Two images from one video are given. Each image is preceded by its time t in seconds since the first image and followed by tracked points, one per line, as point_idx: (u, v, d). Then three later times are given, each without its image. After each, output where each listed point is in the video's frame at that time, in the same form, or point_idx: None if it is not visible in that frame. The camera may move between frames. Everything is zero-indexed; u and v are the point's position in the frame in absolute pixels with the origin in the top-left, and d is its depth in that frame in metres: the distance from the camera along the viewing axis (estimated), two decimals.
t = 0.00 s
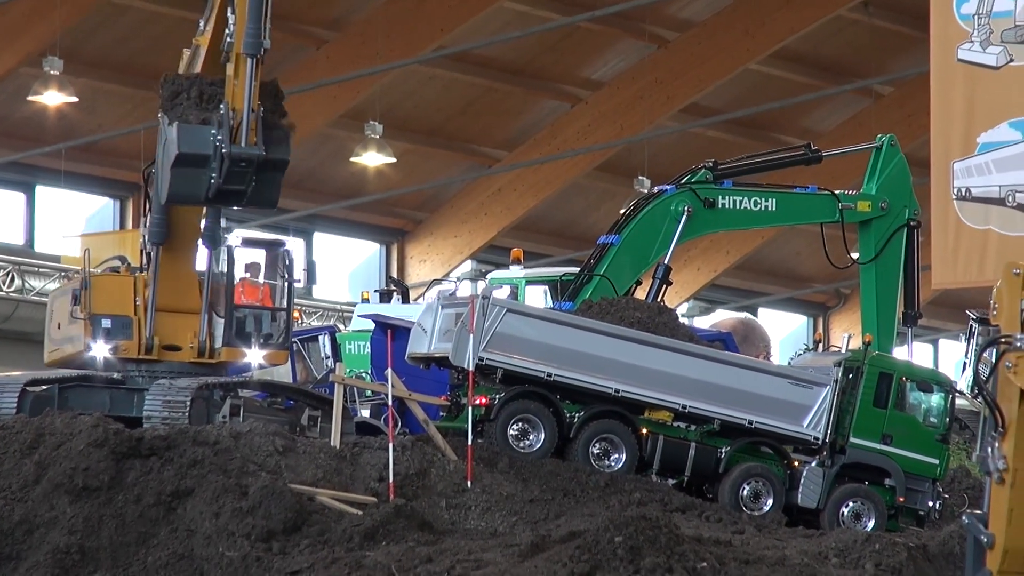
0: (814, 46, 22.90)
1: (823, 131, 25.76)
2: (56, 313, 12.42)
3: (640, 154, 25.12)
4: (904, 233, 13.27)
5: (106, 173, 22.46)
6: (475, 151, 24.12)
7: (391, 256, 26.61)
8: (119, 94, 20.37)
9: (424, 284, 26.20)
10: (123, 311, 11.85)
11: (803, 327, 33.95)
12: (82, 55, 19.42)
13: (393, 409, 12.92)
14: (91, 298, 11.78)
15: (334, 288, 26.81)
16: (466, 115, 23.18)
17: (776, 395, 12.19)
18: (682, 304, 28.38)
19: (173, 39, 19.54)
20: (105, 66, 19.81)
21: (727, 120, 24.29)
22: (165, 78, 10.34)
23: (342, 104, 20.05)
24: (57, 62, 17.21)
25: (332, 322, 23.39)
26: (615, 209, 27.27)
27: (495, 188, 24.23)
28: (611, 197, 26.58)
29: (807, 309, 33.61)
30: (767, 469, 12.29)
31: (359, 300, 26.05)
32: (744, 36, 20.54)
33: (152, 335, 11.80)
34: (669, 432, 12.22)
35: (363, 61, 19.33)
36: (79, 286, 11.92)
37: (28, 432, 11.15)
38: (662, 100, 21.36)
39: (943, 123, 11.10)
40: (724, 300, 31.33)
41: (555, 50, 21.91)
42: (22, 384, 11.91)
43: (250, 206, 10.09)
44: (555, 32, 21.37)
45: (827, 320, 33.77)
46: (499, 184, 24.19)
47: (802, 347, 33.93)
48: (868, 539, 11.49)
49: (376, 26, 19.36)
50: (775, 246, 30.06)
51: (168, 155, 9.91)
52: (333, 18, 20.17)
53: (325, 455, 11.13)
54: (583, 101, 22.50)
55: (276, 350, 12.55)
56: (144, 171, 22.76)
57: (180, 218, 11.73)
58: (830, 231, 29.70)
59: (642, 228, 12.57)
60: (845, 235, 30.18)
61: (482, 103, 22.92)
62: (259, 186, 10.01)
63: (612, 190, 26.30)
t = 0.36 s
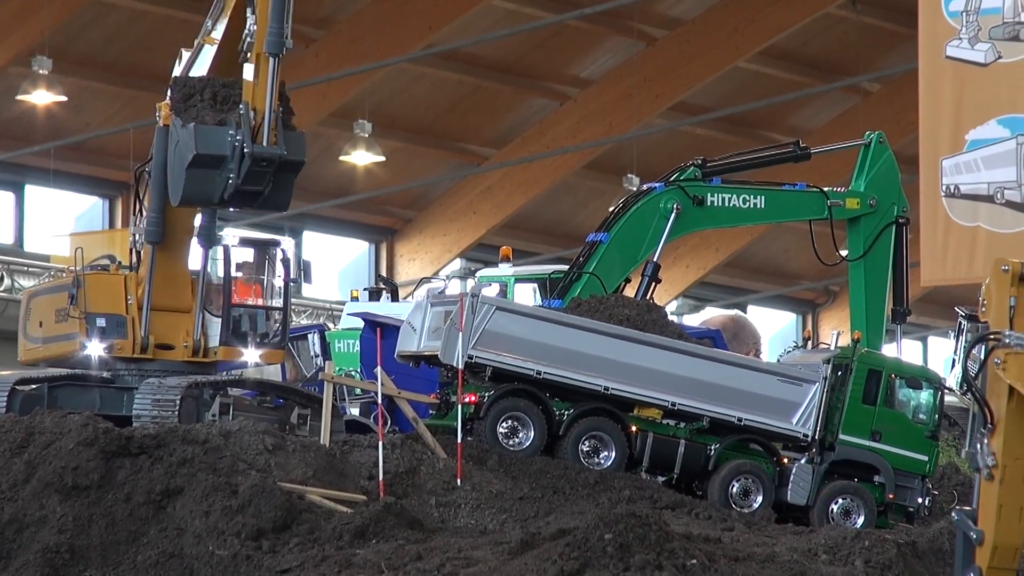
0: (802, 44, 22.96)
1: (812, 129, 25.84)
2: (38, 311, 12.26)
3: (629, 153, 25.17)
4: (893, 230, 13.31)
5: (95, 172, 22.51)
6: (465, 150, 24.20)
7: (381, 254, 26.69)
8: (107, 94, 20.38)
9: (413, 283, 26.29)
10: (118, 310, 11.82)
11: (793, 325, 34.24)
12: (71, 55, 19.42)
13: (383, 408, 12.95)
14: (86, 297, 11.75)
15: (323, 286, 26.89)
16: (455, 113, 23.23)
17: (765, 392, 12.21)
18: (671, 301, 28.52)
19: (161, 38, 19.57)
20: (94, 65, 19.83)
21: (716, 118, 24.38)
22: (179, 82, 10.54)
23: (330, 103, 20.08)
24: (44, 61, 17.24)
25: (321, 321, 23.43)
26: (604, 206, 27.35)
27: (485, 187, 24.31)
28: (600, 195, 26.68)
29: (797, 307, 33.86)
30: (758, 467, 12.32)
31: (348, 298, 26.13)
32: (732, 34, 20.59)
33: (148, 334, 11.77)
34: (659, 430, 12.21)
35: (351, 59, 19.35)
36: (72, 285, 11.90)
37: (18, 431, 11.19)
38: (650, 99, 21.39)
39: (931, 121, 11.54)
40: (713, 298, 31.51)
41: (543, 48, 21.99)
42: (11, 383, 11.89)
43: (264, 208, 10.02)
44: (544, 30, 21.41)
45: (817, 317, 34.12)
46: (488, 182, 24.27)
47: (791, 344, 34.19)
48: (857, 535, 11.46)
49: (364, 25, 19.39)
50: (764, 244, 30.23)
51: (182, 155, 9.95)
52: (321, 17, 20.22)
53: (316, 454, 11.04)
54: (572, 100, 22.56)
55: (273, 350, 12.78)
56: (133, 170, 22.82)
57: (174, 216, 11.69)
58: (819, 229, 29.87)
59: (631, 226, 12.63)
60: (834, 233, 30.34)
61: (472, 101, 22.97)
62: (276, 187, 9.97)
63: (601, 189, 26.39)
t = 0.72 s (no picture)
0: (793, 41, 23.00)
1: (802, 127, 25.92)
2: (23, 308, 12.18)
3: (620, 151, 25.22)
4: (884, 227, 13.33)
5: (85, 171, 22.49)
6: (456, 148, 24.26)
7: (371, 253, 26.72)
8: (98, 93, 20.37)
9: (404, 281, 26.32)
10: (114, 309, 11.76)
11: (784, 323, 34.46)
12: (62, 54, 19.39)
13: (373, 406, 12.97)
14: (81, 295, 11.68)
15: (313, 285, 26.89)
16: (446, 111, 23.26)
17: (756, 391, 12.24)
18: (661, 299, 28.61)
19: (152, 36, 19.57)
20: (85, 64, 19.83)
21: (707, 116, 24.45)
22: (195, 85, 10.61)
23: (321, 101, 20.08)
24: (35, 60, 17.22)
25: (312, 319, 23.42)
26: (595, 204, 27.41)
27: (476, 185, 24.37)
28: (591, 194, 26.74)
29: (788, 304, 34.06)
30: (748, 465, 12.37)
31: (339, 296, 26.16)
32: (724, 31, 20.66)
33: (145, 332, 11.76)
34: (650, 428, 12.24)
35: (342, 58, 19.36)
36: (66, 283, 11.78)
37: (7, 430, 11.10)
38: (641, 96, 21.44)
39: (922, 119, 11.60)
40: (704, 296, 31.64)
41: (534, 44, 22.04)
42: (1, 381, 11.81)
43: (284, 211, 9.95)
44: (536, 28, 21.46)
45: (808, 315, 34.34)
46: (480, 181, 24.33)
47: (783, 342, 34.39)
48: (847, 533, 11.44)
49: (355, 23, 19.41)
50: (755, 242, 30.37)
51: (199, 156, 9.90)
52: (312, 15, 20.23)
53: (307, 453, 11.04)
54: (563, 97, 22.63)
55: (268, 347, 12.95)
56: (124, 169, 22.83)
57: (170, 218, 11.50)
58: (810, 227, 29.99)
59: (622, 224, 12.66)
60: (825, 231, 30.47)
61: (464, 99, 23.01)
62: (297, 190, 9.89)
63: (592, 187, 26.45)
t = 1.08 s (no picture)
0: (786, 39, 23.05)
1: (794, 124, 26.00)
2: (14, 305, 12.36)
3: (613, 149, 25.29)
4: (876, 224, 13.41)
5: (77, 169, 22.49)
6: (450, 146, 24.32)
7: (364, 251, 26.77)
8: (91, 90, 20.35)
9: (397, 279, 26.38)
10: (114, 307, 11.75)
11: (777, 320, 34.63)
12: (55, 51, 19.37)
13: (366, 403, 13.02)
14: (80, 292, 11.75)
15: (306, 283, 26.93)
16: (439, 109, 23.28)
17: (747, 387, 12.32)
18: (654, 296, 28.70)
19: (144, 34, 19.55)
20: (79, 62, 19.82)
21: (699, 114, 24.53)
22: (209, 86, 10.24)
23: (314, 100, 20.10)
24: (28, 57, 17.20)
25: (305, 318, 23.45)
26: (588, 202, 27.48)
27: (469, 183, 24.42)
28: (584, 192, 26.81)
29: (780, 302, 34.24)
30: (741, 461, 12.39)
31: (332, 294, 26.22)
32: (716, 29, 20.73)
33: (145, 330, 11.74)
34: (642, 424, 12.30)
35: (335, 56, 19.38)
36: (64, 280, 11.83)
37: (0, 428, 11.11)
38: (634, 94, 21.51)
39: (915, 117, 11.71)
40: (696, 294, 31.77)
41: (526, 42, 22.07)
42: None
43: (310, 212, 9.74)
44: (529, 26, 21.50)
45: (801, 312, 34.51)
46: (472, 179, 24.38)
47: (775, 339, 34.57)
48: (840, 529, 11.42)
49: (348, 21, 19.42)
50: (747, 239, 30.50)
51: (224, 156, 9.67)
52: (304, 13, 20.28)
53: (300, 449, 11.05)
54: (555, 95, 22.69)
55: (267, 347, 12.82)
56: (117, 167, 22.83)
57: (171, 217, 11.52)
58: (802, 224, 30.11)
59: (614, 221, 12.71)
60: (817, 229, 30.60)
61: (457, 97, 23.04)
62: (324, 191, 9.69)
63: (585, 185, 26.52)
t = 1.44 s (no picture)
0: (778, 36, 23.04)
1: (786, 120, 26.02)
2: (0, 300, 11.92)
3: (605, 145, 25.29)
4: (868, 221, 13.56)
5: (69, 165, 22.48)
6: (442, 142, 24.32)
7: (357, 247, 26.77)
8: (83, 88, 20.32)
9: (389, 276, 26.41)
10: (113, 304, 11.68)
11: (770, 316, 34.76)
12: (47, 48, 19.32)
13: (358, 401, 13.05)
14: (85, 288, 11.57)
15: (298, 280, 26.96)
16: (432, 105, 23.26)
17: (740, 384, 12.32)
18: (646, 292, 28.73)
19: (134, 30, 19.50)
20: (72, 58, 19.80)
21: (692, 110, 24.54)
22: (238, 92, 9.98)
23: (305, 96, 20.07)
24: (20, 55, 17.18)
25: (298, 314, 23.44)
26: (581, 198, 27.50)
27: (461, 179, 24.43)
28: (577, 188, 26.84)
29: (773, 298, 34.37)
30: (732, 458, 12.41)
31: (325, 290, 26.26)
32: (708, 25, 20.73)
33: (145, 328, 11.71)
34: (634, 421, 12.26)
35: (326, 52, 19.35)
36: (64, 278, 11.59)
37: None
38: (626, 89, 21.54)
39: (907, 115, 11.72)
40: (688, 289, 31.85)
41: (519, 39, 22.06)
42: None
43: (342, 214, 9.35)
44: (521, 22, 21.49)
45: (793, 309, 34.66)
46: (464, 175, 24.38)
47: (768, 335, 34.69)
48: (832, 526, 11.45)
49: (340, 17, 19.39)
50: (739, 236, 30.57)
51: (257, 156, 9.30)
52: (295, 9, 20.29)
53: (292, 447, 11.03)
54: (548, 92, 22.68)
55: (265, 346, 12.79)
56: (110, 164, 22.83)
57: (173, 215, 11.55)
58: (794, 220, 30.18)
59: (606, 218, 12.70)
60: (809, 225, 30.67)
61: (449, 94, 23.03)
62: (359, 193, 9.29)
63: (578, 182, 26.53)
